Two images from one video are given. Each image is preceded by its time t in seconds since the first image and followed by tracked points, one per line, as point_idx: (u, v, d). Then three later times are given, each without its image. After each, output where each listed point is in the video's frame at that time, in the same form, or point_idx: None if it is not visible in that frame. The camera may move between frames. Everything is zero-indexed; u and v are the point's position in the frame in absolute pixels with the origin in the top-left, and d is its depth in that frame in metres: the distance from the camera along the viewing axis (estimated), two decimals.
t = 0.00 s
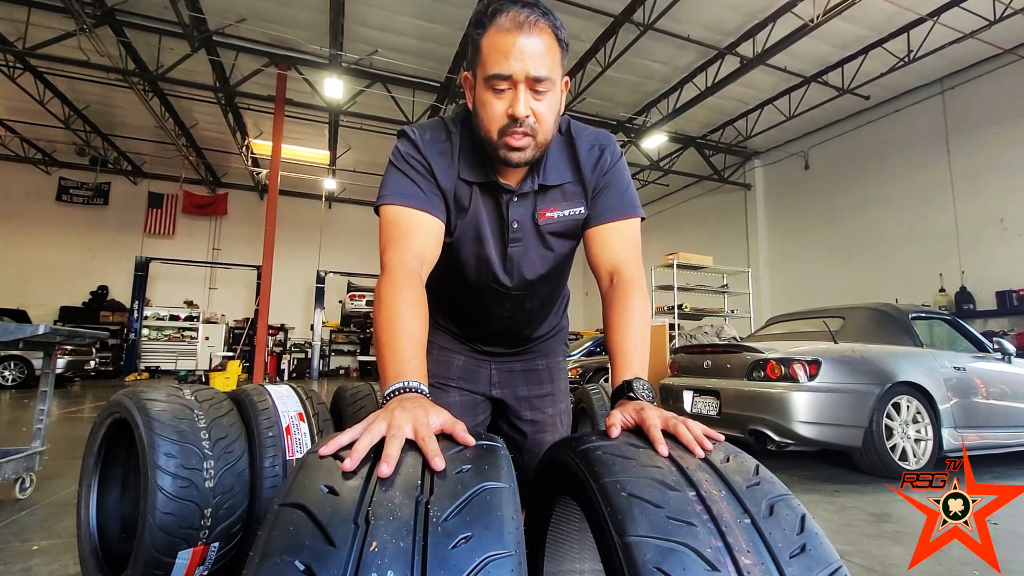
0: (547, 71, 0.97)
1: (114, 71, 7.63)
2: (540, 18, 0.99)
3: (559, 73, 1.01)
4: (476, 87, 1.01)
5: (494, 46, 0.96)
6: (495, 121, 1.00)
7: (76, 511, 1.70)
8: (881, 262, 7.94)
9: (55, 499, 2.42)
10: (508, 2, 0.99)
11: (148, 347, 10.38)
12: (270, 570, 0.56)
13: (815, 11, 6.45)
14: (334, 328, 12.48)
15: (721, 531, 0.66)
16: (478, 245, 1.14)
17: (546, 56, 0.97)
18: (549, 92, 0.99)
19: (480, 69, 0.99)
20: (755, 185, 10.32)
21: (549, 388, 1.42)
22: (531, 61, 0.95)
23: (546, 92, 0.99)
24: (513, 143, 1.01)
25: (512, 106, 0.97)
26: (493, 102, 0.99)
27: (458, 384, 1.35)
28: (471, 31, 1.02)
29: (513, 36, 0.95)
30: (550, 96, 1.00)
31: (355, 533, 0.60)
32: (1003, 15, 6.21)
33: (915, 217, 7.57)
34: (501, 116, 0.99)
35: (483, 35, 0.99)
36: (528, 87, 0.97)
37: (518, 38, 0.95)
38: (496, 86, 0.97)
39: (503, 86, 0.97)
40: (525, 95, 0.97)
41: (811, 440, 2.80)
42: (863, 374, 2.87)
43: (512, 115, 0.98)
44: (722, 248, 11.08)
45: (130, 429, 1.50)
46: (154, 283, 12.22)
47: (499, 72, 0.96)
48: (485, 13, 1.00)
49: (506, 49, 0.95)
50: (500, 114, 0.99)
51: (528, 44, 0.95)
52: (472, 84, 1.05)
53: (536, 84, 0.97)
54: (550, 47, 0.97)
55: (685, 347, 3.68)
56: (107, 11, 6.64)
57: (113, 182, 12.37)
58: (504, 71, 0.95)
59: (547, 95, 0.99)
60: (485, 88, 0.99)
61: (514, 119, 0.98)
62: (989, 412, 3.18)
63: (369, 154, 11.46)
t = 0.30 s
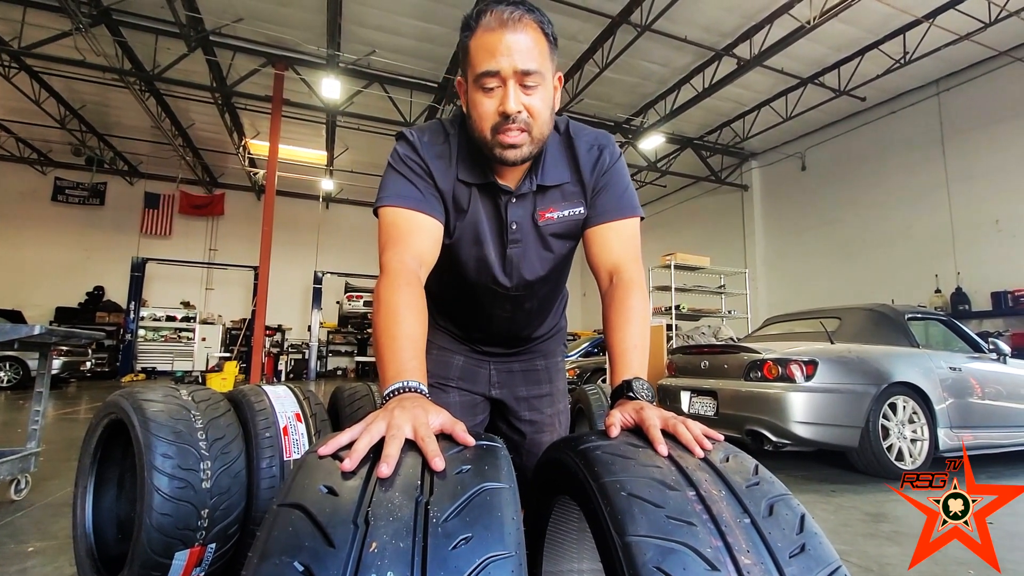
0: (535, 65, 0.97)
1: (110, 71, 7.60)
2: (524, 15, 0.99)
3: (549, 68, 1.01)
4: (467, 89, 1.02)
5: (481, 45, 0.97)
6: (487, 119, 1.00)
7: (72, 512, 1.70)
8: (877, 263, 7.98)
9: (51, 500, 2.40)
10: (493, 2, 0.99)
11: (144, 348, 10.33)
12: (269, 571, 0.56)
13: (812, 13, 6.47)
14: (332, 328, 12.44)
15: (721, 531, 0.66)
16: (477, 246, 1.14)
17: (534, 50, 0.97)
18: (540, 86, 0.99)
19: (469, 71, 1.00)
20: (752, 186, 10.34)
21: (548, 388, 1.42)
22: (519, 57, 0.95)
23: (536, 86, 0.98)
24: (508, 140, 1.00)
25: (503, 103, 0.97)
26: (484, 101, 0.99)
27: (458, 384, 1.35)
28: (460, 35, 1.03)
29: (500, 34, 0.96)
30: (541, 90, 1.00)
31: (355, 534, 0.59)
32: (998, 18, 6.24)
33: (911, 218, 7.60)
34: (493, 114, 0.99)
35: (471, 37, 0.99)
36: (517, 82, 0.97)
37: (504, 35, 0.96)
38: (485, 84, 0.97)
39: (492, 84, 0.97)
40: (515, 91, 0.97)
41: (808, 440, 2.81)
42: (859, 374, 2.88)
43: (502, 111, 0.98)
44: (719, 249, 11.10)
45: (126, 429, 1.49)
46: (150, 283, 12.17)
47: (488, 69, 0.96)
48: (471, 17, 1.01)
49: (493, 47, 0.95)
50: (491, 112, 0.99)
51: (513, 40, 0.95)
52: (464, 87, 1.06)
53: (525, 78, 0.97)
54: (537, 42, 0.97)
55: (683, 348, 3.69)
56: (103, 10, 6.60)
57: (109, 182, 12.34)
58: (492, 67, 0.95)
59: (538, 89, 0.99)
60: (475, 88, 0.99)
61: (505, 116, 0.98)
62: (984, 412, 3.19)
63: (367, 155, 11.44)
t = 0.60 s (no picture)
0: (515, 62, 0.97)
1: (106, 71, 7.57)
2: (502, 14, 1.00)
3: (531, 65, 1.01)
4: (453, 93, 1.03)
5: (461, 48, 0.98)
6: (473, 120, 1.00)
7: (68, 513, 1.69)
8: (873, 264, 8.00)
9: (46, 502, 2.39)
10: (472, 5, 1.01)
11: (140, 349, 10.29)
12: (270, 570, 0.56)
13: (808, 15, 6.49)
14: (329, 329, 12.41)
15: (720, 531, 0.66)
16: (476, 246, 1.14)
17: (514, 48, 0.98)
18: (522, 83, 0.98)
19: (453, 75, 1.01)
20: (749, 187, 10.37)
21: (547, 388, 1.42)
22: (498, 55, 0.96)
23: (518, 83, 0.98)
24: (495, 140, 1.00)
25: (485, 103, 0.97)
26: (468, 103, 0.99)
27: (457, 384, 1.35)
28: (444, 40, 1.04)
29: (479, 36, 0.96)
30: (524, 87, 0.99)
31: (355, 533, 0.59)
32: (993, 20, 6.27)
33: (907, 219, 7.63)
34: (477, 115, 0.99)
35: (454, 42, 1.01)
36: (497, 81, 0.97)
37: (485, 36, 0.96)
38: (468, 86, 0.97)
39: (475, 85, 0.98)
40: (497, 90, 0.97)
41: (805, 440, 2.81)
42: (856, 374, 2.89)
43: (486, 111, 0.98)
44: (716, 250, 11.12)
45: (123, 430, 1.48)
46: (146, 284, 12.12)
47: (469, 71, 0.97)
48: (452, 22, 1.03)
49: (473, 48, 0.96)
50: (476, 113, 0.99)
51: (492, 40, 0.96)
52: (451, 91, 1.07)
53: (506, 75, 0.97)
54: (515, 40, 0.98)
55: (680, 348, 3.69)
56: (100, 10, 6.58)
57: (105, 182, 12.29)
58: (472, 69, 0.96)
59: (520, 86, 0.99)
60: (459, 90, 1.00)
61: (489, 115, 0.98)
62: (980, 412, 3.21)
63: (364, 155, 11.43)
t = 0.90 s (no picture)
0: (509, 65, 0.97)
1: (102, 70, 7.55)
2: (496, 17, 1.00)
3: (525, 68, 1.01)
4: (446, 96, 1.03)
5: (455, 49, 0.98)
6: (464, 122, 1.00)
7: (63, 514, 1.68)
8: (870, 264, 8.03)
9: (41, 503, 2.37)
10: (466, 7, 1.00)
11: (135, 349, 10.24)
12: (272, 568, 0.55)
13: (805, 16, 6.51)
14: (326, 329, 12.37)
15: (720, 530, 0.66)
16: (472, 246, 1.14)
17: (506, 52, 0.97)
18: (514, 86, 0.98)
19: (446, 78, 1.01)
20: (746, 187, 10.39)
21: (546, 388, 1.42)
22: (490, 58, 0.95)
23: (509, 86, 0.98)
24: (486, 143, 1.00)
25: (476, 106, 0.97)
26: (460, 106, 0.99)
27: (455, 384, 1.35)
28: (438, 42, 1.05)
29: (472, 39, 0.96)
30: (516, 90, 0.99)
31: (356, 530, 0.59)
32: (988, 22, 6.30)
33: (903, 219, 7.65)
34: (468, 117, 0.99)
35: (446, 46, 1.01)
36: (488, 85, 0.97)
37: (476, 39, 0.96)
38: (459, 90, 0.97)
39: (466, 88, 0.98)
40: (488, 94, 0.97)
41: (802, 440, 2.82)
42: (852, 375, 2.90)
43: (477, 115, 0.98)
44: (713, 250, 11.13)
45: (119, 431, 1.47)
46: (142, 284, 12.08)
47: (460, 74, 0.97)
48: (447, 24, 1.03)
49: (465, 52, 0.96)
50: (467, 115, 0.99)
51: (484, 42, 0.96)
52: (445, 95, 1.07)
53: (497, 80, 0.97)
54: (507, 43, 0.97)
55: (678, 349, 3.69)
56: (96, 9, 6.56)
57: (101, 182, 12.24)
58: (463, 72, 0.96)
59: (512, 89, 0.98)
60: (452, 93, 1.00)
61: (480, 119, 0.98)
62: (976, 412, 3.22)
63: (361, 155, 11.42)
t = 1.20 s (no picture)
0: (510, 50, 0.99)
1: (97, 69, 7.51)
2: (492, 8, 1.02)
3: (524, 55, 1.02)
4: (447, 91, 1.03)
5: (456, 42, 0.99)
6: (472, 113, 1.00)
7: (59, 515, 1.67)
8: (865, 265, 8.06)
9: (35, 504, 2.36)
10: (459, 2, 1.02)
11: (131, 349, 10.20)
12: (271, 567, 0.55)
13: (801, 17, 6.53)
14: (322, 329, 12.35)
15: (718, 529, 0.66)
16: (470, 245, 1.14)
17: (507, 40, 0.99)
18: (518, 72, 1.00)
19: (447, 72, 1.01)
20: (743, 188, 10.42)
21: (543, 388, 1.42)
22: (494, 45, 0.97)
23: (514, 72, 0.99)
24: (497, 130, 1.00)
25: (485, 94, 0.98)
26: (466, 96, 0.99)
27: (453, 383, 1.35)
28: (432, 40, 1.05)
29: (472, 29, 0.98)
30: (520, 77, 1.01)
31: (355, 530, 0.59)
32: (983, 23, 6.33)
33: (898, 220, 7.68)
34: (476, 107, 0.99)
35: (444, 41, 1.02)
36: (495, 70, 0.98)
37: (478, 29, 0.98)
38: (465, 78, 0.98)
39: (471, 77, 0.98)
40: (496, 79, 0.98)
41: (798, 440, 2.83)
42: (848, 374, 2.91)
43: (486, 102, 0.98)
44: (709, 250, 11.16)
45: (115, 431, 1.47)
46: (138, 284, 12.03)
47: (465, 63, 0.98)
48: (441, 22, 1.04)
49: (467, 41, 0.97)
50: (474, 105, 0.99)
51: (485, 32, 0.98)
52: (443, 92, 1.07)
53: (503, 65, 0.98)
54: (507, 32, 1.00)
55: (675, 348, 3.70)
56: (91, 7, 6.53)
57: (96, 181, 12.19)
58: (468, 61, 0.97)
59: (517, 75, 1.00)
60: (455, 84, 1.00)
61: (489, 105, 0.98)
62: (971, 412, 3.24)
63: (358, 155, 11.41)
